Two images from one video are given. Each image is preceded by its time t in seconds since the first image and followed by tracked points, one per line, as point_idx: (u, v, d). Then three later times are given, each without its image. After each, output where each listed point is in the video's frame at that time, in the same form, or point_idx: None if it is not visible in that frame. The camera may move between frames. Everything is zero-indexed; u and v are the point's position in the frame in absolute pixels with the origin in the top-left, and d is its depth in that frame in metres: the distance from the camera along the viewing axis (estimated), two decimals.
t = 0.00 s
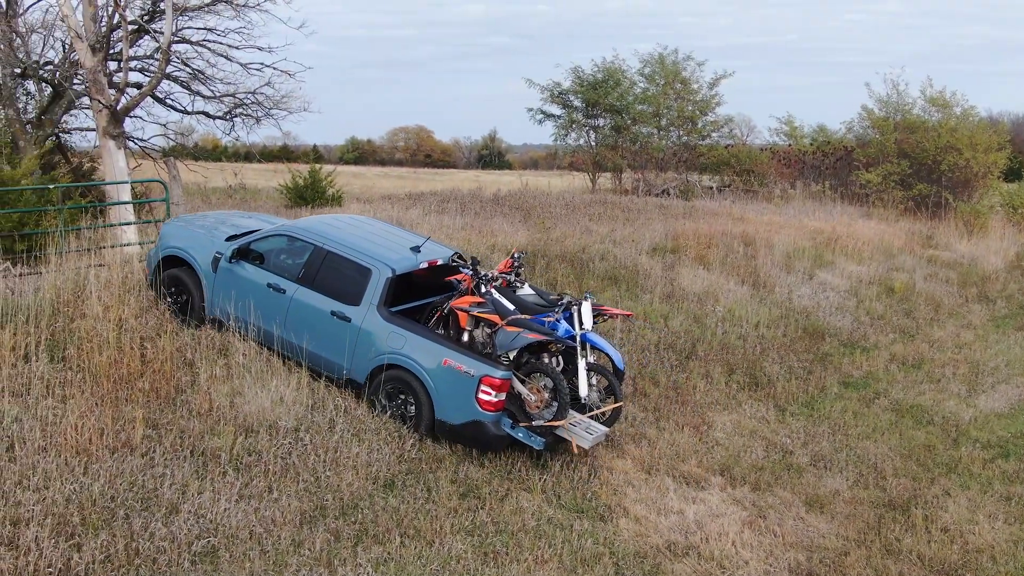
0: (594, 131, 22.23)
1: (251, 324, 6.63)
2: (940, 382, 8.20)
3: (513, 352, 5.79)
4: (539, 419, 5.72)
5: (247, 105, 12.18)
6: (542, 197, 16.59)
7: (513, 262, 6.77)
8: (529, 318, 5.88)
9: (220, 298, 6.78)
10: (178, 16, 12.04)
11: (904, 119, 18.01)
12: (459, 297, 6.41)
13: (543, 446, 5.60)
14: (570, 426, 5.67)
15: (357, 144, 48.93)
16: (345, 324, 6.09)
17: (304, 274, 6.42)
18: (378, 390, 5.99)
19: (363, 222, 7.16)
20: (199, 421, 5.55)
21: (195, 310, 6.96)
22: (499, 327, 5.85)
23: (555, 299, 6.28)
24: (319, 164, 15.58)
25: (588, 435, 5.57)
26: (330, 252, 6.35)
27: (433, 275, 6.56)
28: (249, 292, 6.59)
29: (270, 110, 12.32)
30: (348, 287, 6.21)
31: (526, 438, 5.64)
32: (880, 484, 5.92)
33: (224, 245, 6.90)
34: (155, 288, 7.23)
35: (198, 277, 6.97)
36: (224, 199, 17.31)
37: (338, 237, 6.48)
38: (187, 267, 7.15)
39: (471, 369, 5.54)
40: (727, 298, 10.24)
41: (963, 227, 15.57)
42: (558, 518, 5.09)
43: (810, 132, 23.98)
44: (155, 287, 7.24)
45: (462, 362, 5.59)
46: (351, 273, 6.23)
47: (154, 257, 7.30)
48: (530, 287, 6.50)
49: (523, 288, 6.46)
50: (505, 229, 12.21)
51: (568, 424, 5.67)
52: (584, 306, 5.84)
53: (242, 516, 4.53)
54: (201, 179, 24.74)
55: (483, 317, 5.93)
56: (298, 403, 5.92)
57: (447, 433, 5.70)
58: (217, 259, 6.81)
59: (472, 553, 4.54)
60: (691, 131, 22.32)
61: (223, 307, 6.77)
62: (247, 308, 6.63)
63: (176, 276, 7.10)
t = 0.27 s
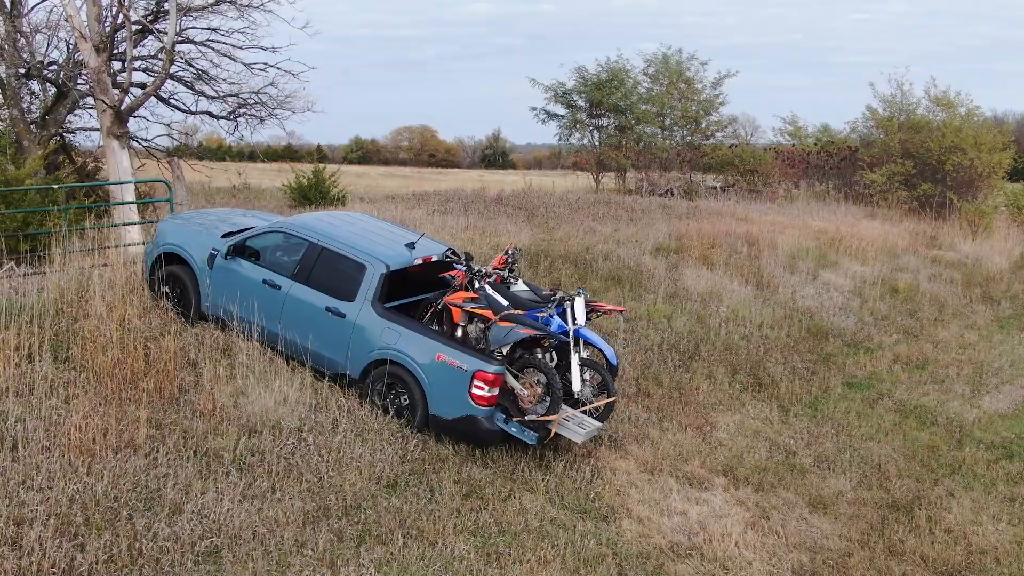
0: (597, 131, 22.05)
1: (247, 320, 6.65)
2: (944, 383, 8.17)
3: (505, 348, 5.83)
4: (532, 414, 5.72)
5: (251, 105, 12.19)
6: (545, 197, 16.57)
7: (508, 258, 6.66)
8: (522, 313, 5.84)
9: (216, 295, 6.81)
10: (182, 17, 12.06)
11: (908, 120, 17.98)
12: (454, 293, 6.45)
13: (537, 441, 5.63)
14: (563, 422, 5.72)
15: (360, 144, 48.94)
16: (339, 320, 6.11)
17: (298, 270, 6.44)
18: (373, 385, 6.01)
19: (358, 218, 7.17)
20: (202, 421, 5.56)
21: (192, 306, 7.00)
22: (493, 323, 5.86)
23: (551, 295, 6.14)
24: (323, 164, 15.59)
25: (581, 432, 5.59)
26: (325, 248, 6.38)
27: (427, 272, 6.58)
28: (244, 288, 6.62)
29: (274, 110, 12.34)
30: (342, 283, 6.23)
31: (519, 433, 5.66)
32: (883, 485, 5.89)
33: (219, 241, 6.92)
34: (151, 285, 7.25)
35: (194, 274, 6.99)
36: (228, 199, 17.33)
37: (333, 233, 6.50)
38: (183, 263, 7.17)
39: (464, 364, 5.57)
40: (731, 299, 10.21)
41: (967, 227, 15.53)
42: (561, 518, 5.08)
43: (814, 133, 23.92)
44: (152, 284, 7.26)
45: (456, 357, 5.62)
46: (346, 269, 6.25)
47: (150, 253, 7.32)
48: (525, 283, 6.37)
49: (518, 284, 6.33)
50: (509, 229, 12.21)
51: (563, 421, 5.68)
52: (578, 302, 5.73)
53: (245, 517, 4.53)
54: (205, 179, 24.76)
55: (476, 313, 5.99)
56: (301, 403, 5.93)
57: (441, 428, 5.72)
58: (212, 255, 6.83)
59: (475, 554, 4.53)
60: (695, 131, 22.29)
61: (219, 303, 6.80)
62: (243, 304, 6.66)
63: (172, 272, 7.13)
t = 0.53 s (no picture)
0: (601, 131, 22.11)
1: (245, 317, 6.68)
2: (950, 384, 8.13)
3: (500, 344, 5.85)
4: (527, 410, 5.72)
5: (256, 105, 12.21)
6: (550, 197, 16.55)
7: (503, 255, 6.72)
8: (517, 310, 5.90)
9: (214, 293, 6.84)
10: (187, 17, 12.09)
11: (913, 120, 17.95)
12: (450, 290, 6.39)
13: (532, 438, 5.66)
14: (558, 418, 5.65)
15: (365, 143, 48.98)
16: (336, 317, 6.12)
17: (296, 267, 6.46)
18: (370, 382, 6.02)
19: (355, 216, 7.19)
20: (207, 422, 5.56)
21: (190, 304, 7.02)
22: (488, 319, 5.87)
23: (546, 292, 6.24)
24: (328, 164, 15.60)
25: (576, 427, 5.52)
26: (322, 245, 6.39)
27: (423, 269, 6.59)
28: (242, 285, 6.65)
29: (279, 110, 12.35)
30: (338, 280, 6.25)
31: (514, 429, 5.69)
32: (888, 486, 5.86)
33: (217, 239, 6.94)
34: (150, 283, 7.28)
35: (192, 272, 7.02)
36: (233, 199, 17.36)
37: (330, 231, 6.52)
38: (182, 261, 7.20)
39: (459, 361, 5.57)
40: (736, 299, 10.18)
41: (973, 227, 15.47)
42: (566, 520, 5.06)
43: (819, 133, 23.86)
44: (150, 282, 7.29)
45: (451, 353, 5.63)
46: (343, 267, 6.26)
47: (149, 252, 7.35)
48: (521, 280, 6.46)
49: (513, 281, 6.40)
50: (514, 229, 12.20)
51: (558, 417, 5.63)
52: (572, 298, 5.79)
53: (250, 517, 4.53)
54: (211, 179, 24.81)
55: (472, 310, 5.94)
56: (306, 404, 5.93)
57: (438, 425, 5.73)
58: (210, 253, 6.86)
59: (480, 555, 4.52)
60: (700, 131, 22.25)
61: (217, 301, 6.83)
62: (240, 302, 6.69)
63: (171, 270, 7.15)
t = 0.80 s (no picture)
0: (618, 131, 22.04)
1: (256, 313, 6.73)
2: (970, 385, 7.99)
3: (509, 342, 5.90)
4: (535, 406, 5.69)
5: (274, 105, 12.27)
6: (566, 197, 16.49)
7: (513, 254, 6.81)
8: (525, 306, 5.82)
9: (227, 289, 6.90)
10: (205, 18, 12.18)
11: (932, 120, 17.76)
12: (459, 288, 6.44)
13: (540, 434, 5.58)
14: (565, 414, 5.59)
15: (382, 143, 49.13)
16: (346, 313, 6.15)
17: (306, 264, 6.50)
18: (379, 378, 6.05)
19: (365, 213, 7.22)
20: (225, 421, 5.57)
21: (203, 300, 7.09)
22: (496, 316, 5.92)
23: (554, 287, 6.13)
24: (345, 163, 15.65)
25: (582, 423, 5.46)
26: (333, 242, 6.43)
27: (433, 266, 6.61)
28: (254, 282, 6.70)
29: (297, 110, 12.40)
30: (348, 276, 6.29)
31: (523, 425, 5.63)
32: (907, 488, 5.77)
33: (229, 236, 7.00)
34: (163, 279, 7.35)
35: (205, 268, 7.08)
36: (250, 199, 17.46)
37: (340, 228, 6.55)
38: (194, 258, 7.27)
39: (468, 358, 5.57)
40: (754, 300, 10.07)
41: (994, 228, 15.23)
42: (583, 520, 5.02)
43: (838, 132, 23.61)
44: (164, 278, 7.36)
45: (459, 350, 5.63)
46: (353, 263, 6.29)
47: (162, 248, 7.43)
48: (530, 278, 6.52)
49: (521, 277, 6.36)
50: (530, 229, 12.17)
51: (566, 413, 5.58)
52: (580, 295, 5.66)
53: (267, 516, 4.53)
54: (229, 179, 24.97)
55: (480, 306, 6.00)
56: (323, 403, 5.93)
57: (446, 421, 5.74)
58: (222, 250, 6.92)
59: (496, 555, 4.49)
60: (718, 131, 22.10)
61: (230, 297, 6.89)
62: (252, 298, 6.74)
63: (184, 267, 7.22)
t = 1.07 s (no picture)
0: (638, 130, 21.83)
1: (270, 309, 6.82)
2: (992, 388, 7.84)
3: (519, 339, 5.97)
4: (544, 403, 5.70)
5: (293, 105, 12.33)
6: (584, 197, 16.43)
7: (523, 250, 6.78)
8: (535, 303, 5.89)
9: (241, 285, 6.99)
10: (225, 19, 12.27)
11: (955, 119, 17.48)
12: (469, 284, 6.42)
13: (549, 430, 5.60)
14: (575, 411, 5.61)
15: (400, 143, 49.28)
16: (357, 310, 6.21)
17: (319, 261, 6.56)
18: (389, 374, 6.10)
19: (378, 210, 7.26)
20: (244, 420, 5.60)
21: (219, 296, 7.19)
22: (506, 313, 5.91)
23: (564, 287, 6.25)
24: (363, 163, 15.70)
25: (592, 420, 5.46)
26: (345, 240, 6.48)
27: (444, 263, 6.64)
28: (267, 279, 6.79)
29: (316, 110, 12.46)
30: (359, 273, 6.34)
31: (532, 422, 5.65)
32: (928, 491, 5.66)
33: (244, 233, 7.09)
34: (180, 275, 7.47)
35: (220, 265, 7.18)
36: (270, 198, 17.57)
37: (352, 225, 6.60)
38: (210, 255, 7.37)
39: (477, 354, 5.60)
40: (773, 300, 9.95)
41: (1018, 228, 14.96)
42: (601, 521, 4.99)
43: (858, 132, 23.32)
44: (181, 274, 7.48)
45: (469, 346, 5.66)
46: (364, 260, 6.34)
47: (179, 245, 7.54)
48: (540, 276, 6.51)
49: (532, 275, 6.43)
50: (548, 230, 12.13)
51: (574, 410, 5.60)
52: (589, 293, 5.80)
53: (285, 516, 4.54)
54: (249, 179, 25.16)
55: (491, 303, 5.95)
56: (341, 402, 5.94)
57: (456, 417, 5.78)
58: (236, 247, 7.01)
59: (514, 556, 4.47)
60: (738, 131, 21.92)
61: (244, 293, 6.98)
62: (266, 294, 6.83)
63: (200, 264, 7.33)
